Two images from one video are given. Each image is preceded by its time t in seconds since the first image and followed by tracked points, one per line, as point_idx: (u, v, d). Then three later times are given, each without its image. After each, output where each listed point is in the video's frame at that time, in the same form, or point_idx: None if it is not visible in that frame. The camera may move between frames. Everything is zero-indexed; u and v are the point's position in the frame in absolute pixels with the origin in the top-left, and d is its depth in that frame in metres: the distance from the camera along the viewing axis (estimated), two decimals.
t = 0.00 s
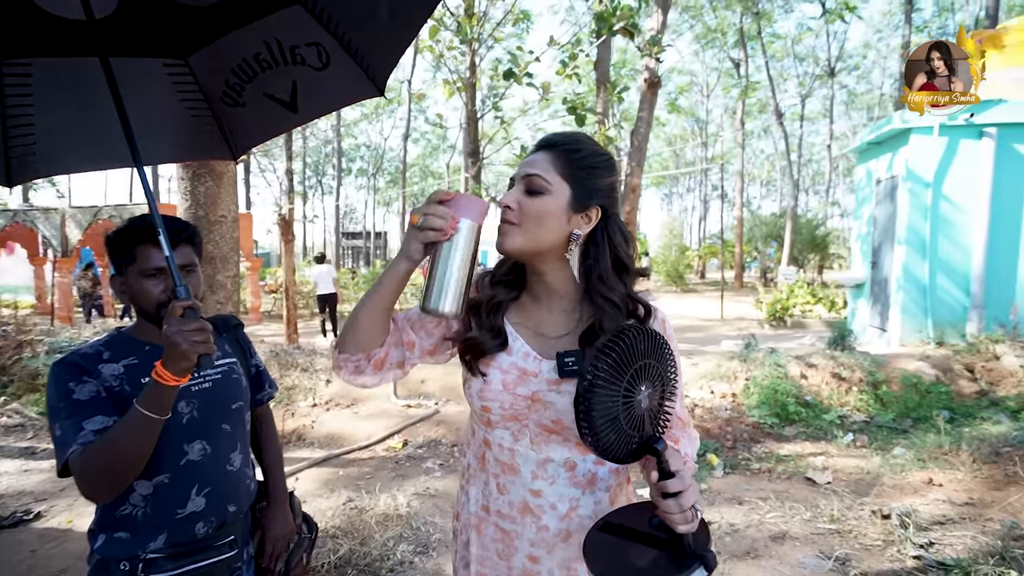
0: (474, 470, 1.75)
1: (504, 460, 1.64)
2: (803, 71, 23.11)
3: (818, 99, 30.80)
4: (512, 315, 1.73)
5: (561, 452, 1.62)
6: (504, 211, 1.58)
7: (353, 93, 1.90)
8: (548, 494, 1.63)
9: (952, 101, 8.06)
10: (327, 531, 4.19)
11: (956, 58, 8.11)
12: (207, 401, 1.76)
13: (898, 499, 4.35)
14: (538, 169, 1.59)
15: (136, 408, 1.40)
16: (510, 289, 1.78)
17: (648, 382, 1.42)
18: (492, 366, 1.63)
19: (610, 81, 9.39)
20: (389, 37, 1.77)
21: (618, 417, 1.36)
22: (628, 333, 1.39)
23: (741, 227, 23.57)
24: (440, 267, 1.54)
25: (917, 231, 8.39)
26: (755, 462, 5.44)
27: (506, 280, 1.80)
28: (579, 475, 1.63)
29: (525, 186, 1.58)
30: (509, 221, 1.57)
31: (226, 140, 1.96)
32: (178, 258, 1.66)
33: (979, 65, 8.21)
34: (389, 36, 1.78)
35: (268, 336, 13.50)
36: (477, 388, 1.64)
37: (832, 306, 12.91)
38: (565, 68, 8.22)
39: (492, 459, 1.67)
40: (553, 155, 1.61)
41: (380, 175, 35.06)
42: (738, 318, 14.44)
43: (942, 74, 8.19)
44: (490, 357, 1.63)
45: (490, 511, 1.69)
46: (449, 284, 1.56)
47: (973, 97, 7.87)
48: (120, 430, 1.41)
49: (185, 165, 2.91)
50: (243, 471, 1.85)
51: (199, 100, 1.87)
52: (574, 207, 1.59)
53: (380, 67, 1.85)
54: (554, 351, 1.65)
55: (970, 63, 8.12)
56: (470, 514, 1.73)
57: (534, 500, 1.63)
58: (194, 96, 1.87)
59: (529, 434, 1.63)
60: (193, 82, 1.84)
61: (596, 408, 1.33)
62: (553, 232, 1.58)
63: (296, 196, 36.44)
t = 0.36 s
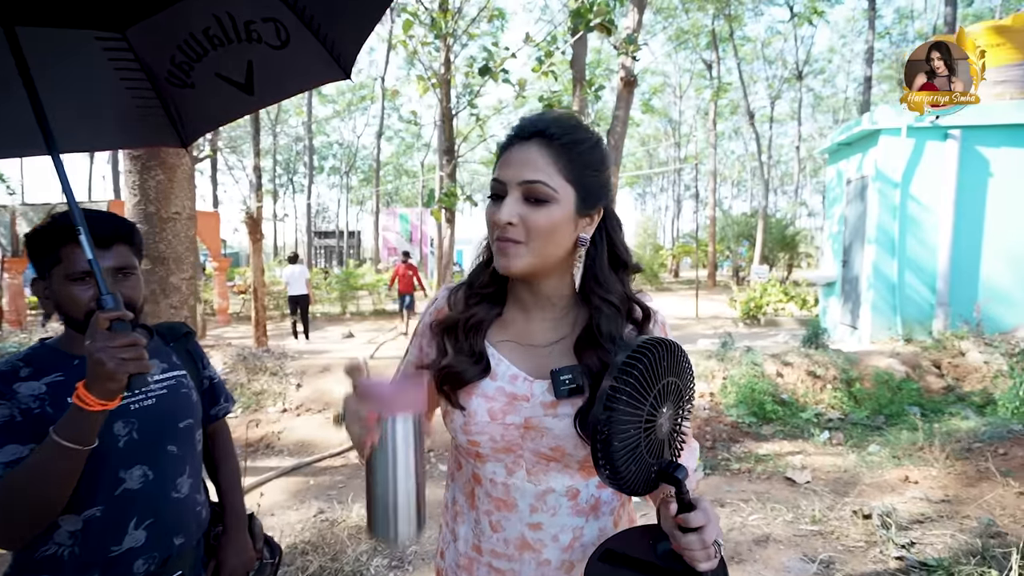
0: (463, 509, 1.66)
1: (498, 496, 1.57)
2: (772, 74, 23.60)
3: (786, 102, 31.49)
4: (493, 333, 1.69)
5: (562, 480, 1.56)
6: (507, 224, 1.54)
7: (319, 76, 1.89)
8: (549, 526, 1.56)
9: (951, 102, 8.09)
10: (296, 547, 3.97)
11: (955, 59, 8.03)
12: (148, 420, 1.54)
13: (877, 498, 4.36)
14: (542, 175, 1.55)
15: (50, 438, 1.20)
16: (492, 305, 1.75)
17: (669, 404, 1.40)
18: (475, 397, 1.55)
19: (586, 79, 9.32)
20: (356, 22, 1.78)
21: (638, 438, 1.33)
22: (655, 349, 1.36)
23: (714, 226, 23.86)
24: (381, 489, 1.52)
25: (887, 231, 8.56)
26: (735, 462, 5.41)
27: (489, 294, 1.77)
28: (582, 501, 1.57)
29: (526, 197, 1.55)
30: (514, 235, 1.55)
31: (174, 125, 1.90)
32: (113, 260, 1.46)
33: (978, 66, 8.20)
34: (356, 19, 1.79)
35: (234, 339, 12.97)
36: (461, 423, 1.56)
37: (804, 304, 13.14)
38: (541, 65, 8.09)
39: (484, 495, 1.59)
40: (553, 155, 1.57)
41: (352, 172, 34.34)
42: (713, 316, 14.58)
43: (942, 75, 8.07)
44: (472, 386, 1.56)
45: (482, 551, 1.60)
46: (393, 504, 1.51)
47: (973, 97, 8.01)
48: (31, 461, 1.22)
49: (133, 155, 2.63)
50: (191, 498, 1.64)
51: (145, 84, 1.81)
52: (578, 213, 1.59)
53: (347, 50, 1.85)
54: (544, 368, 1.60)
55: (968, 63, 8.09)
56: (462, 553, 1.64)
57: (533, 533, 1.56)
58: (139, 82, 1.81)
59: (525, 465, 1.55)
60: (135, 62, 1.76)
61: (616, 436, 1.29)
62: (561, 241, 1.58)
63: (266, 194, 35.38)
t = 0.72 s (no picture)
0: (449, 543, 1.50)
1: (487, 526, 1.42)
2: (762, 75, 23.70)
3: (776, 102, 31.61)
4: (483, 340, 1.55)
5: (558, 505, 1.42)
6: (540, 260, 1.37)
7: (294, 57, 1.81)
8: (544, 560, 1.41)
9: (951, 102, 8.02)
10: (277, 561, 3.80)
11: (955, 59, 7.92)
12: (92, 446, 1.38)
13: (877, 504, 4.26)
14: (577, 204, 1.38)
15: None
16: (485, 311, 1.61)
17: (683, 417, 1.25)
18: (460, 414, 1.41)
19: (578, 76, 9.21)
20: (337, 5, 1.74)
21: (650, 457, 1.18)
22: (668, 355, 1.22)
23: (705, 225, 23.86)
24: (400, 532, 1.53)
25: (881, 230, 8.52)
26: (731, 466, 5.30)
27: (482, 298, 1.63)
28: (581, 532, 1.43)
29: (560, 228, 1.38)
30: (545, 271, 1.40)
31: (139, 112, 1.81)
32: (50, 267, 1.29)
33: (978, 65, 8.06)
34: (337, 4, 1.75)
35: (220, 341, 12.72)
36: (444, 443, 1.42)
37: (796, 303, 13.11)
38: (533, 63, 7.96)
39: (472, 527, 1.44)
40: (592, 183, 1.40)
41: (343, 172, 34.02)
42: (705, 316, 14.54)
43: (942, 75, 7.95)
44: (456, 398, 1.42)
45: None
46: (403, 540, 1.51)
47: (973, 97, 7.93)
48: None
49: (95, 149, 2.43)
50: (146, 531, 1.47)
51: (103, 71, 1.70)
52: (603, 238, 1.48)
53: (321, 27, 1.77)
54: (536, 377, 1.46)
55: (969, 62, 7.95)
56: None
57: (526, 567, 1.41)
58: (94, 64, 1.69)
59: (516, 490, 1.41)
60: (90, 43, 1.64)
61: (626, 454, 1.13)
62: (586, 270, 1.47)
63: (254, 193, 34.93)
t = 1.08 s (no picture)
0: (417, 558, 1.47)
1: (452, 541, 1.37)
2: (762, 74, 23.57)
3: (776, 102, 31.53)
4: (461, 343, 1.49)
5: (528, 525, 1.35)
6: (506, 262, 1.33)
7: (266, 41, 1.84)
8: None
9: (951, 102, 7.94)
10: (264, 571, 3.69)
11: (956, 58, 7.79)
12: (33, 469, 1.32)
13: (880, 512, 4.16)
14: (544, 203, 1.32)
15: None
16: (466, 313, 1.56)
17: (663, 445, 1.19)
18: (430, 417, 1.35)
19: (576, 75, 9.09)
20: None
21: (620, 485, 1.12)
22: (650, 375, 1.16)
23: (705, 225, 23.70)
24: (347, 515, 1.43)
25: (882, 229, 8.41)
26: (730, 471, 5.20)
27: (462, 300, 1.59)
28: (553, 557, 1.36)
29: (528, 229, 1.33)
30: (513, 274, 1.35)
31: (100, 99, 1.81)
32: None
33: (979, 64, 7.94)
34: None
35: (215, 342, 12.57)
36: (413, 445, 1.35)
37: (796, 304, 13.00)
38: (530, 61, 7.83)
39: (438, 540, 1.40)
40: (561, 179, 1.33)
41: (341, 171, 33.88)
42: (705, 316, 14.43)
43: (942, 74, 7.86)
44: (428, 400, 1.37)
45: None
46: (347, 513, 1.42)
47: (973, 97, 7.86)
48: None
49: (64, 147, 2.33)
50: (96, 556, 1.40)
51: (63, 62, 1.68)
52: (581, 237, 1.40)
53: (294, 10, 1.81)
54: (513, 384, 1.40)
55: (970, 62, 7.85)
56: None
57: None
58: (50, 51, 1.65)
59: (484, 504, 1.35)
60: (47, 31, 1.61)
61: (591, 478, 1.08)
62: (563, 273, 1.40)
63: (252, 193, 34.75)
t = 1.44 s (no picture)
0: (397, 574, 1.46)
1: (431, 559, 1.36)
2: (772, 73, 23.32)
3: (786, 101, 31.21)
4: (447, 351, 1.50)
5: (510, 546, 1.35)
6: (487, 264, 1.31)
7: (251, 34, 1.94)
8: None
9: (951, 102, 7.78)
10: None
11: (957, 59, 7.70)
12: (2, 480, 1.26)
13: (895, 522, 4.03)
14: (529, 205, 1.30)
15: None
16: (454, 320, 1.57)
17: (659, 467, 1.12)
18: (412, 428, 1.35)
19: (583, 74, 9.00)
20: None
21: (612, 511, 1.05)
22: (644, 391, 1.10)
23: (714, 225, 23.48)
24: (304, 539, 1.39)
25: (895, 230, 8.23)
26: (739, 477, 5.08)
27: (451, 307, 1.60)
28: None
29: (512, 231, 1.31)
30: (494, 277, 1.33)
31: (84, 94, 1.84)
32: None
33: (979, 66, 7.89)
34: None
35: (221, 341, 12.60)
36: (392, 456, 1.35)
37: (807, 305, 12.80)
38: (537, 60, 7.75)
39: (417, 557, 1.39)
40: (548, 179, 1.31)
41: (349, 171, 33.99)
42: (713, 318, 14.26)
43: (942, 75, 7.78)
44: (410, 410, 1.37)
45: None
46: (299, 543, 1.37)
47: (973, 98, 7.67)
48: None
49: (55, 146, 2.29)
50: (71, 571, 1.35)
51: (46, 57, 1.71)
52: (570, 243, 1.37)
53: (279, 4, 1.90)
54: (499, 397, 1.39)
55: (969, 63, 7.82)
56: None
57: None
58: (33, 45, 1.68)
59: (464, 521, 1.35)
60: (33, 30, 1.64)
61: (580, 504, 1.02)
62: (550, 280, 1.37)
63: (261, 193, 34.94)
